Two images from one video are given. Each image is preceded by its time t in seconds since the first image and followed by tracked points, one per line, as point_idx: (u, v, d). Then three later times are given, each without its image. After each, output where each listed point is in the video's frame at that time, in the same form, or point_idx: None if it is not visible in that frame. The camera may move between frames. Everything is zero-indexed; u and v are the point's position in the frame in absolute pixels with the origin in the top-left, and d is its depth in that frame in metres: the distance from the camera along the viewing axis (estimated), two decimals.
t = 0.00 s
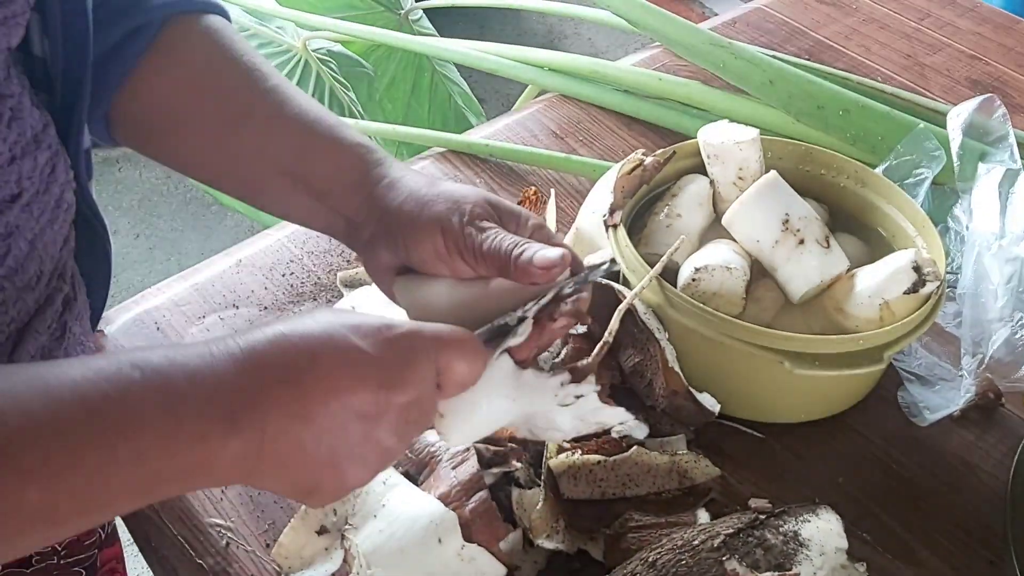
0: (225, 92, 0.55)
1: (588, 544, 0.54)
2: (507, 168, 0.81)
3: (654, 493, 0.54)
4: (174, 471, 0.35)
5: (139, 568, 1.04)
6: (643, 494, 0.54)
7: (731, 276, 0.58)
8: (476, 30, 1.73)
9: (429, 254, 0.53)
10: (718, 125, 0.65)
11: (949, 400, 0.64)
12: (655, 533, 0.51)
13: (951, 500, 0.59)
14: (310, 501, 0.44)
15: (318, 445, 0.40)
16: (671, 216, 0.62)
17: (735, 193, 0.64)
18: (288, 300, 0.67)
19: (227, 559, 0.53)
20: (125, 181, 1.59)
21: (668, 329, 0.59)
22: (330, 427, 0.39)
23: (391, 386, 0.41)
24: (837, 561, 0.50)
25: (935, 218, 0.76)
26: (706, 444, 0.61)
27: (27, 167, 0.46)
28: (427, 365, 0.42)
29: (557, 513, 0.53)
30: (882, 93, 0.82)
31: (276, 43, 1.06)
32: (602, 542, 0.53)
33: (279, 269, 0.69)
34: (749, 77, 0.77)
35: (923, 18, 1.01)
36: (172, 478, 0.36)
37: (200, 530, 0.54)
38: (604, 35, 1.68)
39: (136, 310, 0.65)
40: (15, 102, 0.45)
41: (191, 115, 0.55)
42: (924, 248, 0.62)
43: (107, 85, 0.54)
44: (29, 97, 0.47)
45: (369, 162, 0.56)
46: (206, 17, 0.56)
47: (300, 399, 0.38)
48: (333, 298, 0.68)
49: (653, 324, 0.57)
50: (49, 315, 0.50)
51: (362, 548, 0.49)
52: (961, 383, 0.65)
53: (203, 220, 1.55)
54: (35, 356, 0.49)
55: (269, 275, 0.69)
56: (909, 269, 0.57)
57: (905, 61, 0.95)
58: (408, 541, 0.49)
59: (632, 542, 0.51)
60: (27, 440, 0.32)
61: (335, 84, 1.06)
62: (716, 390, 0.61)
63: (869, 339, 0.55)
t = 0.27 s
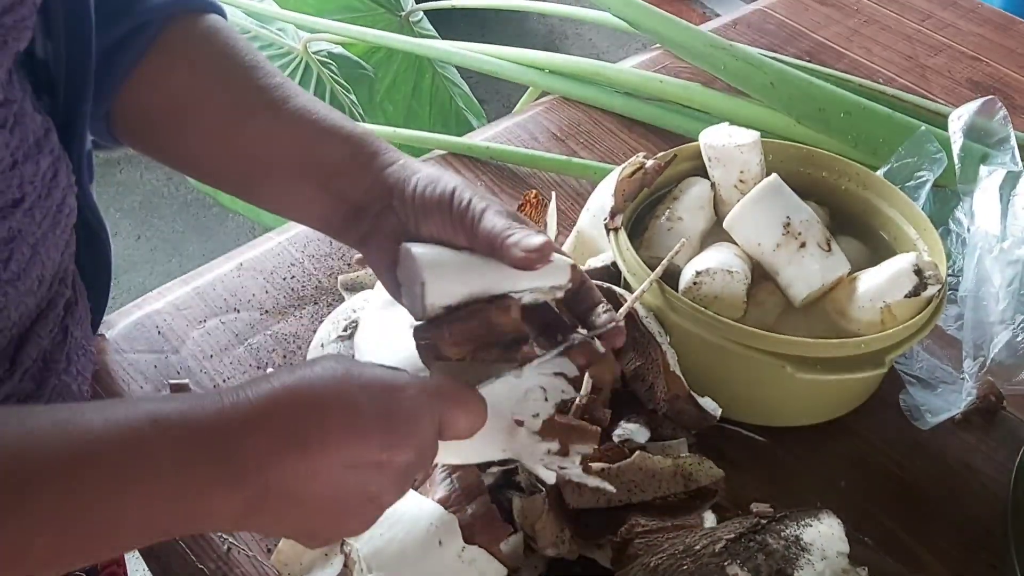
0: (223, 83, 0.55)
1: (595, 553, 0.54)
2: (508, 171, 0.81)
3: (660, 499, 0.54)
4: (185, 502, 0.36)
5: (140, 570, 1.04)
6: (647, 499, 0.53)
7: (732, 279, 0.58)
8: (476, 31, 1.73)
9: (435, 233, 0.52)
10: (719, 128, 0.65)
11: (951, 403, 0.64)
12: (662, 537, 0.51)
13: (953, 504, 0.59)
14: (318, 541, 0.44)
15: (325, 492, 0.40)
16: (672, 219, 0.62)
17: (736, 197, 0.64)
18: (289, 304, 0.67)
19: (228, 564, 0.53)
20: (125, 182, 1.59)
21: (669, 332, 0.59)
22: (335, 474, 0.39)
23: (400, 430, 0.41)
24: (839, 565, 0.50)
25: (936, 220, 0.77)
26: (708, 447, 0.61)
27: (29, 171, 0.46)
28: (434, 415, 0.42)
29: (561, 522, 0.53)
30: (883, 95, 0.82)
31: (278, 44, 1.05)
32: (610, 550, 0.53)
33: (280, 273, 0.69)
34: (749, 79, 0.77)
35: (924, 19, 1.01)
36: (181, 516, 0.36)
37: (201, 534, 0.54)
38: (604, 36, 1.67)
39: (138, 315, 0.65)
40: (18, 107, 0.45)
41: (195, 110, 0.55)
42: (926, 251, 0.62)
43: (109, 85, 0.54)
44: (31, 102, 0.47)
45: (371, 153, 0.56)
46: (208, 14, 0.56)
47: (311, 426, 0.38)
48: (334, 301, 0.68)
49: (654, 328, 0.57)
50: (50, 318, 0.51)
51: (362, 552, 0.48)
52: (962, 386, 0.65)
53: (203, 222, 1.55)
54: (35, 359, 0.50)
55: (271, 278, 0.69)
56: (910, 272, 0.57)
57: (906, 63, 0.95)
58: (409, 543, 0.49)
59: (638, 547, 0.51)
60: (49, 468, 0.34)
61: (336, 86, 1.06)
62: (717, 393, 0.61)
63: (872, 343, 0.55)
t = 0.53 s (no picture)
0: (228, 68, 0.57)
1: (592, 558, 0.52)
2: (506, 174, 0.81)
3: (658, 504, 0.53)
4: (172, 523, 0.37)
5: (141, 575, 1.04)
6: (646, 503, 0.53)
7: (730, 283, 0.58)
8: (476, 32, 1.73)
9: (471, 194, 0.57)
10: (716, 131, 0.65)
11: (950, 405, 0.64)
12: (659, 542, 0.51)
13: (952, 506, 0.59)
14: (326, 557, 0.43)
15: (315, 512, 0.40)
16: (670, 222, 0.62)
17: (735, 199, 0.64)
18: (287, 308, 0.67)
19: (226, 571, 0.53)
20: (125, 184, 1.60)
21: (667, 336, 0.59)
22: (319, 497, 0.40)
23: (384, 450, 0.40)
24: (837, 569, 0.50)
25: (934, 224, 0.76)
26: (706, 451, 0.61)
27: (25, 174, 0.46)
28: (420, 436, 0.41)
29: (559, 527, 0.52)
30: (882, 96, 0.82)
31: (273, 47, 1.06)
32: (608, 556, 0.52)
33: (278, 277, 0.69)
34: (747, 81, 0.77)
35: (923, 20, 1.01)
36: (170, 531, 0.38)
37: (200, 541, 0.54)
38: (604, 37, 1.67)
39: (136, 320, 0.65)
40: (14, 109, 0.45)
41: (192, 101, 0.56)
42: (924, 254, 0.62)
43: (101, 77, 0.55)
44: (28, 105, 0.47)
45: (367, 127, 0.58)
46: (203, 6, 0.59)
47: (289, 447, 0.38)
48: (332, 305, 0.68)
49: (652, 332, 0.57)
50: (49, 321, 0.51)
51: (360, 558, 0.49)
52: (961, 389, 0.65)
53: (203, 224, 1.55)
54: (34, 362, 0.50)
55: (268, 283, 0.69)
56: (908, 276, 0.57)
57: (905, 64, 0.95)
58: (406, 550, 0.49)
59: (634, 553, 0.51)
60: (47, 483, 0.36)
61: (334, 88, 1.06)
62: (715, 397, 0.61)
63: (870, 346, 0.55)
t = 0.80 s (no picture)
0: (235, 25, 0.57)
1: (591, 560, 0.51)
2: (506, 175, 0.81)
3: (659, 505, 0.54)
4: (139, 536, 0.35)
5: None
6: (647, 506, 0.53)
7: (728, 284, 0.57)
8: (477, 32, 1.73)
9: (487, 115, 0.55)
10: (715, 132, 0.65)
11: (949, 406, 0.64)
12: (657, 544, 0.50)
13: (952, 507, 0.59)
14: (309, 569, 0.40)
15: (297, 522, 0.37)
16: (669, 223, 0.62)
17: (733, 200, 0.64)
18: (286, 310, 0.67)
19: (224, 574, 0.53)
20: (126, 186, 1.60)
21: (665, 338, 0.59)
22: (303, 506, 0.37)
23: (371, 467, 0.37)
24: (835, 571, 0.50)
25: (933, 224, 0.76)
26: (705, 453, 0.61)
27: (25, 178, 0.46)
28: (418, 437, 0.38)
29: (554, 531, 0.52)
30: (880, 96, 0.81)
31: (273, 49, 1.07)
32: (607, 560, 0.51)
33: (276, 279, 0.69)
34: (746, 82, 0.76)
35: (923, 20, 1.01)
36: (147, 547, 0.35)
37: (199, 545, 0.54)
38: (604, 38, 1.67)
39: (134, 322, 0.65)
40: (13, 113, 0.45)
41: (196, 60, 0.57)
42: (923, 255, 0.62)
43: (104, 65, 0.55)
44: (27, 108, 0.47)
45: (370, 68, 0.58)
46: None
47: (271, 452, 0.35)
48: (331, 307, 0.68)
49: (650, 334, 0.58)
50: (49, 325, 0.51)
51: (359, 563, 0.49)
52: (961, 389, 0.65)
53: (204, 226, 1.55)
54: (34, 367, 0.50)
55: (267, 285, 0.69)
56: (907, 276, 0.56)
57: (905, 64, 0.95)
58: (404, 555, 0.48)
59: (633, 554, 0.50)
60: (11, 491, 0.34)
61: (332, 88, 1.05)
62: (714, 399, 0.61)
63: (869, 347, 0.55)
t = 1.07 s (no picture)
0: None
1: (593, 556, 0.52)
2: (506, 172, 0.81)
3: (657, 502, 0.53)
4: None
5: None
6: (648, 502, 0.53)
7: (728, 281, 0.57)
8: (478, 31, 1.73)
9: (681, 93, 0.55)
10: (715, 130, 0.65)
11: (950, 403, 0.64)
12: (657, 542, 0.51)
13: (954, 505, 0.59)
14: None
15: None
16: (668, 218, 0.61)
17: (734, 196, 0.63)
18: (285, 307, 0.67)
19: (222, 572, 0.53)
20: (127, 185, 1.60)
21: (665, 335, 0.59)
22: None
23: None
24: (837, 568, 0.50)
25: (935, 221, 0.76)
26: (705, 450, 0.61)
27: (20, 176, 0.46)
28: None
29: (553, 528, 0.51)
30: (880, 92, 0.81)
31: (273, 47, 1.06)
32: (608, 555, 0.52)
33: (276, 276, 0.69)
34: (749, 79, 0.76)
35: (923, 17, 1.01)
36: None
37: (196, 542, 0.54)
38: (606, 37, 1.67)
39: (134, 320, 0.65)
40: (8, 111, 0.45)
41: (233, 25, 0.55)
42: (924, 251, 0.61)
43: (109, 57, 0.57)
44: (22, 107, 0.47)
45: None
46: None
47: None
48: (331, 305, 0.68)
49: (650, 330, 0.57)
50: (44, 322, 0.50)
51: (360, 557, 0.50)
52: (962, 386, 0.65)
53: (205, 225, 1.55)
54: (30, 363, 0.50)
55: (266, 282, 0.69)
56: (907, 272, 0.57)
57: (905, 61, 0.95)
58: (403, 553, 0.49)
59: (634, 551, 0.51)
60: None
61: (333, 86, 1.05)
62: (714, 395, 0.60)
63: (869, 343, 0.55)
